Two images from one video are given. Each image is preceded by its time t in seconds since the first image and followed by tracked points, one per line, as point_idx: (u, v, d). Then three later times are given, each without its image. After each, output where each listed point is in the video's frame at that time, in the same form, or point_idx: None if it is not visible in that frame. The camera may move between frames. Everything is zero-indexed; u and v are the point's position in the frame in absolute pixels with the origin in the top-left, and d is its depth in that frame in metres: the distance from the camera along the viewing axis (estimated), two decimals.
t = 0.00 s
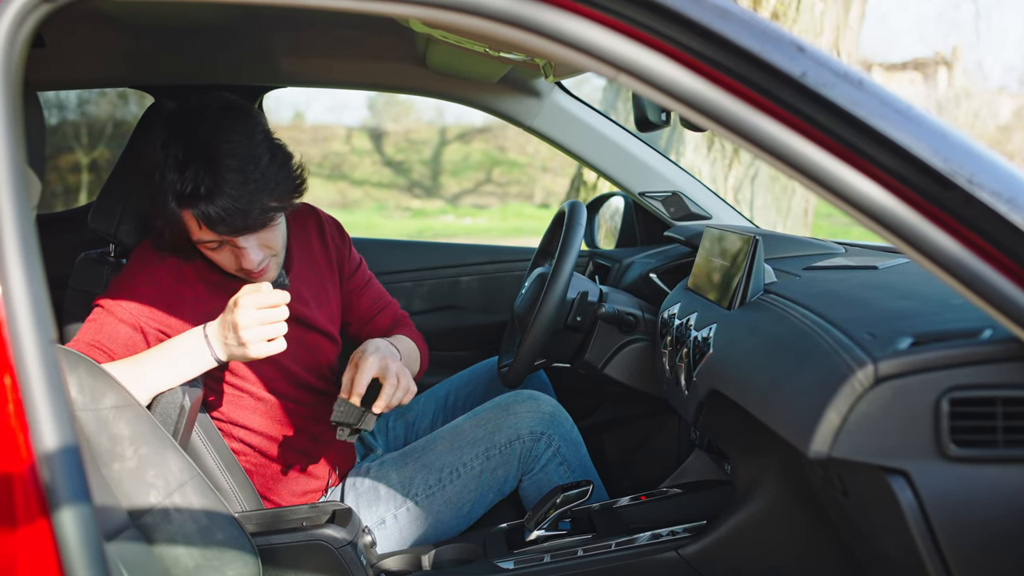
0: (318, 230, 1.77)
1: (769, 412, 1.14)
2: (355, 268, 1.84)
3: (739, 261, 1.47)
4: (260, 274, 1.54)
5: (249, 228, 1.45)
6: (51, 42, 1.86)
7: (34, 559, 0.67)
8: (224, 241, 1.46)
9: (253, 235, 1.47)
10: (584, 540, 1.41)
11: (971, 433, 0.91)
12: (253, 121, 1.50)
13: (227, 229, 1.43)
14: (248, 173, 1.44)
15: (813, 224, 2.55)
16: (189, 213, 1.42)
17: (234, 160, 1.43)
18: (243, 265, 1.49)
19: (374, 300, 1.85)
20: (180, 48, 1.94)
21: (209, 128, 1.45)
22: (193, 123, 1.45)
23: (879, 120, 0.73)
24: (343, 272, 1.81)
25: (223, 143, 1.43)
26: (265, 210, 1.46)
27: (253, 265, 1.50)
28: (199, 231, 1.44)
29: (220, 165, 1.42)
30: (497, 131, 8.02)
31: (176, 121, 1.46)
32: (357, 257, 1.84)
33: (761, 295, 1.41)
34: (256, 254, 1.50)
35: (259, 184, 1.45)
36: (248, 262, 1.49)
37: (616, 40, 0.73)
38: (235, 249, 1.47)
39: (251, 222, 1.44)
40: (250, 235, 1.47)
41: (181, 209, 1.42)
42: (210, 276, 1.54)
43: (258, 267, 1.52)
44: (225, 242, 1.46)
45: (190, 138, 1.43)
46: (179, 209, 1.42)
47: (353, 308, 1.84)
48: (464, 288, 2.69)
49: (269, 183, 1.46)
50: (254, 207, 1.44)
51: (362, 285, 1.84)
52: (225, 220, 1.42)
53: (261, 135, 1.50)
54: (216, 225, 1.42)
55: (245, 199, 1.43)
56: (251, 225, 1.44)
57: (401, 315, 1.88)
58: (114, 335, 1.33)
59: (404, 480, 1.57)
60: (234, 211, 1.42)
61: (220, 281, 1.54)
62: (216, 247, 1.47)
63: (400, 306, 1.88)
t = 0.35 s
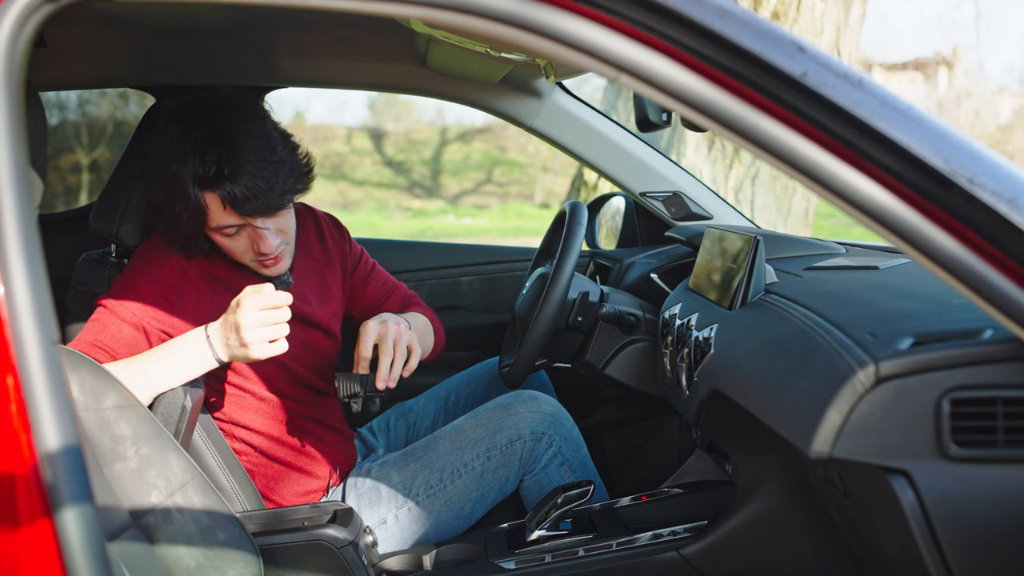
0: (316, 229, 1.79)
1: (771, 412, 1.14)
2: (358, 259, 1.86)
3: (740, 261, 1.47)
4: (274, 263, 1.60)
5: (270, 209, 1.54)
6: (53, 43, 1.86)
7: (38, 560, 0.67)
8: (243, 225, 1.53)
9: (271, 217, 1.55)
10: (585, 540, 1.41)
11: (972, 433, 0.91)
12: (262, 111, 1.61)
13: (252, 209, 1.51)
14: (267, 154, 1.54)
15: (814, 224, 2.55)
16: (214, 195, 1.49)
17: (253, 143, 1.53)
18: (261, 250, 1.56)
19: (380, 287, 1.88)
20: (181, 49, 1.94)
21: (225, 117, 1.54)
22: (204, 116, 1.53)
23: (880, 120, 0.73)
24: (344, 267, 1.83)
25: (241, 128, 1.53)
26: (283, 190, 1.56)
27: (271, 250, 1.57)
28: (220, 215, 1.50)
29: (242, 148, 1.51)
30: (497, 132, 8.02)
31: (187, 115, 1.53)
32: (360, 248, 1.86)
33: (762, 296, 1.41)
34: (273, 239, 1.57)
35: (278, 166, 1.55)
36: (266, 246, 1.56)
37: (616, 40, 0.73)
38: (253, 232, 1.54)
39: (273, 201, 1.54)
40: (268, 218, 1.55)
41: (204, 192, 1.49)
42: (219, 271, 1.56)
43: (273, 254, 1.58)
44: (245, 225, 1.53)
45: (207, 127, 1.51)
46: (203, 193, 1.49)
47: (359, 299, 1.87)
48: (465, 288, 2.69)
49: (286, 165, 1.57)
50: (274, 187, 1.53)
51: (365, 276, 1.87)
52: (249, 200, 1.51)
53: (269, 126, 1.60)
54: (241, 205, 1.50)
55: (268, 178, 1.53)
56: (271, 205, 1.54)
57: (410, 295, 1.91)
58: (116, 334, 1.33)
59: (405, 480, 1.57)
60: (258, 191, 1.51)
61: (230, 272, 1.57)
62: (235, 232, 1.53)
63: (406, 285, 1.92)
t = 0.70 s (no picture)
0: (316, 228, 1.79)
1: (771, 411, 1.14)
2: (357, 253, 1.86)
3: (741, 261, 1.47)
4: (284, 257, 1.59)
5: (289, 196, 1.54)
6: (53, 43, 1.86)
7: (38, 559, 0.67)
8: (261, 212, 1.53)
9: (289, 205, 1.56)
10: (585, 540, 1.41)
11: (972, 433, 0.91)
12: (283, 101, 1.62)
13: (275, 194, 1.52)
14: (290, 142, 1.55)
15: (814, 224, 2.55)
16: (239, 178, 1.50)
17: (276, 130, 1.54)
18: (275, 237, 1.55)
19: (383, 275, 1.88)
20: (182, 48, 1.94)
21: (250, 102, 1.54)
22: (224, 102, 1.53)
23: (881, 120, 0.73)
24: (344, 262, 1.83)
25: (265, 115, 1.54)
26: (303, 179, 1.57)
27: (285, 239, 1.56)
28: (239, 198, 1.50)
29: (267, 133, 1.52)
30: (497, 132, 8.03)
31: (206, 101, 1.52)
32: (359, 242, 1.85)
33: (763, 296, 1.41)
34: (288, 228, 1.57)
35: (299, 154, 1.57)
36: (281, 234, 1.55)
37: (616, 40, 0.73)
38: (269, 220, 1.54)
39: (294, 188, 1.55)
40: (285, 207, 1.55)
41: (230, 175, 1.49)
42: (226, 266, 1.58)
43: (285, 246, 1.58)
44: (262, 212, 1.53)
45: (231, 111, 1.52)
46: (228, 175, 1.49)
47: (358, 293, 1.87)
48: (465, 288, 2.69)
49: (306, 154, 1.59)
50: (296, 173, 1.55)
51: (365, 271, 1.87)
52: (274, 183, 1.51)
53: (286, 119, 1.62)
54: (265, 189, 1.51)
55: (291, 164, 1.54)
56: (292, 192, 1.54)
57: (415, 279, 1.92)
58: (116, 334, 1.33)
59: (405, 480, 1.57)
60: (282, 175, 1.52)
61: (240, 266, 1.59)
62: (252, 217, 1.52)
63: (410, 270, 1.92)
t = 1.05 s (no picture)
0: (319, 229, 1.79)
1: (771, 411, 1.14)
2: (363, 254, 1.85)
3: (742, 261, 1.47)
4: (284, 229, 1.61)
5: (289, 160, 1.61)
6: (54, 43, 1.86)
7: (40, 559, 0.67)
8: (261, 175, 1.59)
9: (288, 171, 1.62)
10: (585, 540, 1.41)
11: (972, 433, 0.91)
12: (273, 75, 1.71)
13: (275, 152, 1.57)
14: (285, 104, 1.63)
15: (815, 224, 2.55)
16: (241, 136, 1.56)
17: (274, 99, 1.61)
18: (277, 200, 1.60)
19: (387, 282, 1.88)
20: (182, 49, 1.95)
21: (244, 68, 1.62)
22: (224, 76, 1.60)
23: (881, 121, 0.73)
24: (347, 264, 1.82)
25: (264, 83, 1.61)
26: (303, 140, 1.63)
27: (286, 203, 1.61)
28: (242, 158, 1.56)
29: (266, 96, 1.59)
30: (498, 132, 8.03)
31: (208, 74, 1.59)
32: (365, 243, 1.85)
33: (763, 296, 1.41)
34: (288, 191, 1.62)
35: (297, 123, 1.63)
36: (281, 196, 1.60)
37: (617, 40, 0.73)
38: (268, 182, 1.60)
39: (295, 150, 1.60)
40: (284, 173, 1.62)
41: (232, 133, 1.55)
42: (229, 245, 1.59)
43: (284, 215, 1.61)
44: (262, 173, 1.59)
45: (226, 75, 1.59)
46: (230, 133, 1.54)
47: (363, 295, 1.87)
48: (466, 288, 2.69)
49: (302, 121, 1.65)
50: (296, 130, 1.61)
51: (371, 274, 1.86)
52: (273, 139, 1.57)
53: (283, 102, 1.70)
54: (267, 146, 1.56)
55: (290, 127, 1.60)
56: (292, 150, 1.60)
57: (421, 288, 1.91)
58: (116, 333, 1.33)
59: (405, 480, 1.57)
60: (282, 134, 1.58)
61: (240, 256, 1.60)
62: (252, 177, 1.58)
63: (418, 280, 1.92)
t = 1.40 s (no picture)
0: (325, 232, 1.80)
1: (773, 412, 1.14)
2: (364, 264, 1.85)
3: (742, 261, 1.47)
4: (298, 240, 1.61)
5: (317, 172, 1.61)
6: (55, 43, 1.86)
7: (41, 559, 0.67)
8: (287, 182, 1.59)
9: (314, 184, 1.62)
10: (587, 540, 1.41)
11: (973, 433, 0.91)
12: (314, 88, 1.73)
13: (307, 161, 1.58)
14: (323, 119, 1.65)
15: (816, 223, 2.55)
16: (276, 138, 1.56)
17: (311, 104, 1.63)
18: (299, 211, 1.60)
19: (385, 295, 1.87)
20: (184, 49, 1.95)
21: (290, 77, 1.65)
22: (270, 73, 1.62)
23: (883, 120, 0.73)
24: (349, 270, 1.81)
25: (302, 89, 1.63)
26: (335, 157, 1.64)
27: (307, 215, 1.61)
28: (272, 160, 1.57)
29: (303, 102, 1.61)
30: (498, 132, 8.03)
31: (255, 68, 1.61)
32: (363, 253, 1.84)
33: (765, 296, 1.41)
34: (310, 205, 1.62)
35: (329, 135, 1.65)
36: (304, 206, 1.60)
37: (619, 40, 0.73)
38: (293, 191, 1.60)
39: (325, 163, 1.60)
40: (309, 184, 1.62)
41: (267, 133, 1.55)
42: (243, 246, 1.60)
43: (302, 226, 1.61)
44: (289, 180, 1.59)
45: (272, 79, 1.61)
46: (266, 133, 1.55)
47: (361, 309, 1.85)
48: (466, 288, 2.69)
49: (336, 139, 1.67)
50: (331, 146, 1.62)
51: (370, 284, 1.85)
52: (309, 149, 1.58)
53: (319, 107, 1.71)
54: (299, 153, 1.57)
55: (324, 138, 1.62)
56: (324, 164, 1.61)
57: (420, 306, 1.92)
58: (120, 333, 1.33)
59: (407, 480, 1.56)
60: (316, 144, 1.59)
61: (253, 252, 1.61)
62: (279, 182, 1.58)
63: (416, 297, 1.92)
